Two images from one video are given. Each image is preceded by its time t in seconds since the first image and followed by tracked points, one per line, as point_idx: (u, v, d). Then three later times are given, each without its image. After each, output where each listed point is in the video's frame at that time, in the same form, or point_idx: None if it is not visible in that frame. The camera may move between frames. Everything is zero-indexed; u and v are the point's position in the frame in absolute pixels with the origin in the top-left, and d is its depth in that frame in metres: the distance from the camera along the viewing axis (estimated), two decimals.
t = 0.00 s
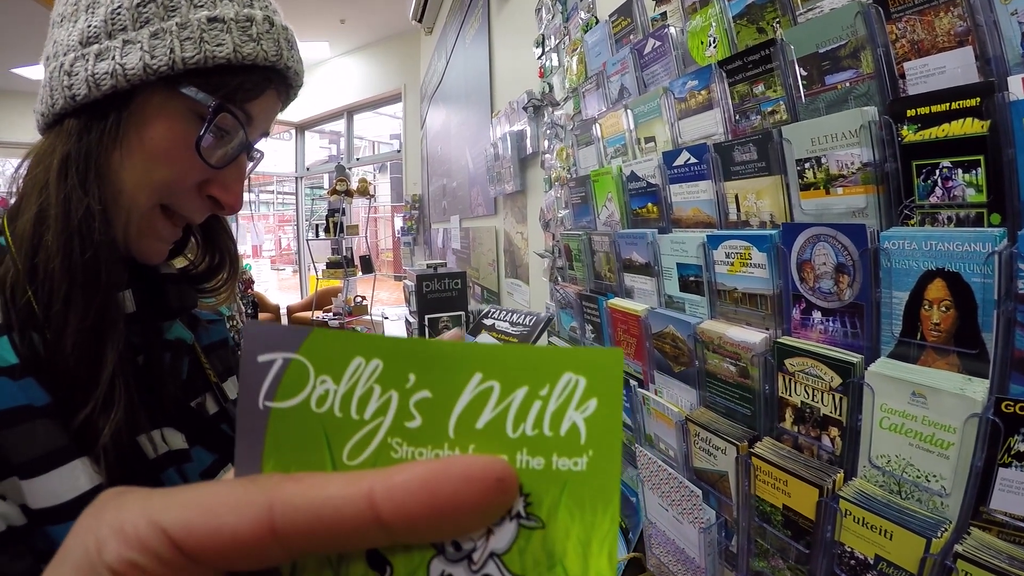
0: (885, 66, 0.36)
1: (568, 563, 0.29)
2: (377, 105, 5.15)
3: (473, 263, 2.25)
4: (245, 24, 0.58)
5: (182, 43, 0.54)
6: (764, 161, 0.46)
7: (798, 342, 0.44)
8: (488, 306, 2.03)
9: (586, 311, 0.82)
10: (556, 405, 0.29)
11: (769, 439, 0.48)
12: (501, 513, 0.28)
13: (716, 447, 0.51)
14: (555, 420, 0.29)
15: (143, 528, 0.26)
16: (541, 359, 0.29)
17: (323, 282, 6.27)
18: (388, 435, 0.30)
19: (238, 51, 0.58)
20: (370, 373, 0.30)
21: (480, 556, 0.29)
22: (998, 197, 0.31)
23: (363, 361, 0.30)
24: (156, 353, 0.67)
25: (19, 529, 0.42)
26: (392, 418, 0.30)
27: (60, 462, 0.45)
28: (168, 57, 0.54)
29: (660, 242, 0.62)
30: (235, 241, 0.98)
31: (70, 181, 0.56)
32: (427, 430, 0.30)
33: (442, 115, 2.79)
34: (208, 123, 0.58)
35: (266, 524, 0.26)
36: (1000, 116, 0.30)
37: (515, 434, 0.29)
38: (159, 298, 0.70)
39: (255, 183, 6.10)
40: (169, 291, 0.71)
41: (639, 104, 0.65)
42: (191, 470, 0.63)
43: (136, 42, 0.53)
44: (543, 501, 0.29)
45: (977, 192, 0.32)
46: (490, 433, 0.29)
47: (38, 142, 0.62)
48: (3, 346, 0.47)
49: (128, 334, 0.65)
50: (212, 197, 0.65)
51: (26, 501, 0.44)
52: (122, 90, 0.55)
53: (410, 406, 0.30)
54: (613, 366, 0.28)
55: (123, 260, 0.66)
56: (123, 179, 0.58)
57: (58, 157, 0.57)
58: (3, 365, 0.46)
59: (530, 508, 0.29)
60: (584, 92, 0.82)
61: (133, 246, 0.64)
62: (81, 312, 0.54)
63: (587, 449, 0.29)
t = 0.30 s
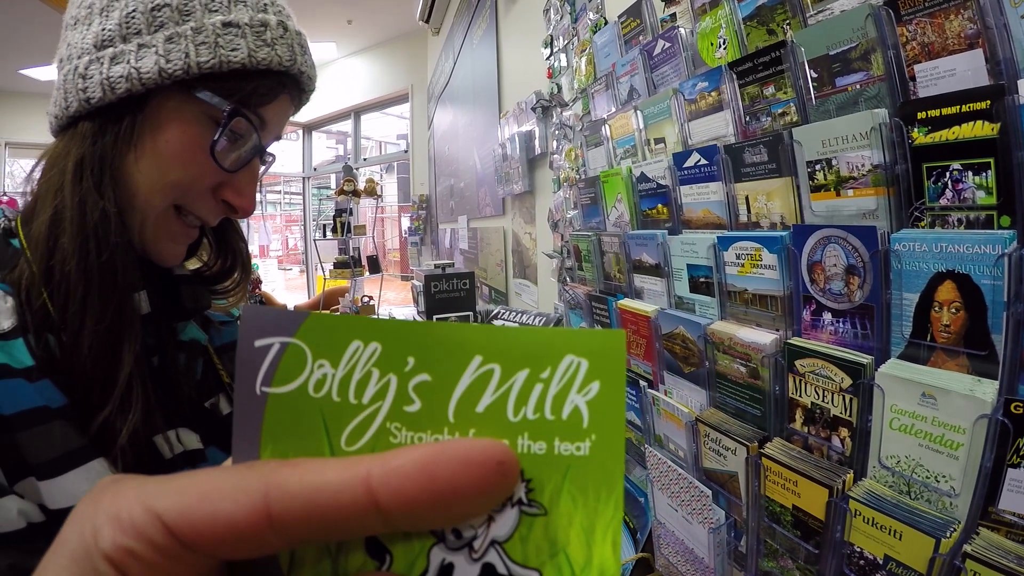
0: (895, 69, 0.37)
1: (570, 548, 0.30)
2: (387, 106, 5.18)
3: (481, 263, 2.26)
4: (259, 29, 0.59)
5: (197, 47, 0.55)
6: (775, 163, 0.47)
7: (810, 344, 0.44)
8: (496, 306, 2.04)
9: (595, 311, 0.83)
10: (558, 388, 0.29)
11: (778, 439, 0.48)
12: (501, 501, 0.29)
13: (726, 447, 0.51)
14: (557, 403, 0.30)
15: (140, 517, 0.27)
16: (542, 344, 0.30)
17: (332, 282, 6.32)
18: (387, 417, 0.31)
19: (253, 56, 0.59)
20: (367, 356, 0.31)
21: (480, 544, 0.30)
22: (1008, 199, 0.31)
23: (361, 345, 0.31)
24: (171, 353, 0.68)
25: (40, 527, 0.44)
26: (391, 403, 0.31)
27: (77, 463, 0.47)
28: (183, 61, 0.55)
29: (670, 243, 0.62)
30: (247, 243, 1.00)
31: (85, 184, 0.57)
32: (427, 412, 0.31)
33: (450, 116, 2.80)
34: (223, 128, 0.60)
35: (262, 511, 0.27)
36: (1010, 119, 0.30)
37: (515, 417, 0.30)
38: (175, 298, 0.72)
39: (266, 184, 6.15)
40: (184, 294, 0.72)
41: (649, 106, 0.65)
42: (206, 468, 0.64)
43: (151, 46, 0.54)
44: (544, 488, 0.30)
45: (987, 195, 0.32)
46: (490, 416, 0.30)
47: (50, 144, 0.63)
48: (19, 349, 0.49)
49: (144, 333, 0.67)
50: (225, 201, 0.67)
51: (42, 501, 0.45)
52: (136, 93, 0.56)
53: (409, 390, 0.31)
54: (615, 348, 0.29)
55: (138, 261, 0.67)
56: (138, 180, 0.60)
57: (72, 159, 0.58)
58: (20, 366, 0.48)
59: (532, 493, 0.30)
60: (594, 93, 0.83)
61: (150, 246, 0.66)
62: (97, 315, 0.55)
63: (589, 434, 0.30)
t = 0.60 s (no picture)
0: (901, 69, 0.37)
1: (572, 547, 0.31)
2: (393, 106, 5.21)
3: (487, 263, 2.26)
4: (272, 31, 0.60)
5: (211, 48, 0.56)
6: (781, 162, 0.47)
7: (816, 342, 0.44)
8: (502, 305, 2.04)
9: (602, 310, 0.83)
10: (559, 384, 0.30)
11: (785, 437, 0.48)
12: (502, 499, 0.30)
13: (733, 445, 0.51)
14: (557, 400, 0.30)
15: (139, 513, 0.28)
16: (545, 341, 0.30)
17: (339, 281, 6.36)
18: (388, 413, 0.32)
19: (266, 57, 0.60)
20: (368, 352, 0.32)
21: (481, 542, 0.31)
22: (1014, 198, 0.31)
23: (362, 341, 0.32)
24: (183, 351, 0.69)
25: (51, 524, 0.46)
26: (392, 399, 0.32)
27: (89, 462, 0.49)
28: (197, 62, 0.56)
29: (677, 242, 0.63)
30: (258, 243, 1.02)
31: (98, 182, 0.58)
32: (428, 408, 0.31)
33: (456, 116, 2.81)
34: (235, 129, 0.61)
35: (261, 506, 0.27)
36: (1016, 118, 0.30)
37: (517, 414, 0.31)
38: (186, 295, 0.75)
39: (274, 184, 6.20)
40: (195, 293, 0.75)
41: (655, 105, 0.66)
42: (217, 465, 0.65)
43: (165, 46, 0.55)
44: (545, 485, 0.31)
45: (993, 193, 0.32)
46: (491, 411, 0.31)
47: (64, 143, 0.65)
48: (32, 348, 0.50)
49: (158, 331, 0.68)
50: (237, 201, 0.69)
51: (56, 498, 0.47)
52: (149, 93, 0.57)
53: (410, 386, 0.32)
54: (616, 346, 0.30)
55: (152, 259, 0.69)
56: (151, 180, 0.61)
57: (86, 159, 0.59)
58: (32, 365, 0.49)
59: (533, 490, 0.31)
60: (600, 92, 0.83)
61: (164, 245, 0.67)
62: (110, 314, 0.56)
63: (591, 431, 0.30)
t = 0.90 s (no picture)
0: (903, 70, 0.37)
1: (572, 545, 0.31)
2: (398, 107, 5.23)
3: (492, 263, 2.27)
4: (278, 34, 0.61)
5: (218, 52, 0.57)
6: (784, 163, 0.47)
7: (818, 342, 0.45)
8: (507, 305, 2.05)
9: (606, 310, 0.84)
10: (559, 384, 0.31)
11: (787, 437, 0.48)
12: (502, 497, 0.30)
13: (735, 445, 0.51)
14: (557, 399, 0.31)
15: (142, 511, 0.28)
16: (544, 341, 0.31)
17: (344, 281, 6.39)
18: (389, 412, 0.32)
19: (272, 61, 0.61)
20: (370, 352, 0.32)
21: (481, 540, 0.32)
22: (1013, 199, 0.32)
23: (363, 341, 0.32)
24: (190, 350, 0.70)
25: (60, 519, 0.46)
26: (392, 398, 0.32)
27: (97, 459, 0.50)
28: (204, 66, 0.57)
29: (680, 243, 0.63)
30: (264, 243, 1.03)
31: (108, 185, 0.59)
32: (428, 406, 0.32)
33: (461, 116, 2.82)
34: (242, 131, 0.62)
35: (263, 504, 0.28)
36: (1016, 120, 0.31)
37: (517, 413, 0.31)
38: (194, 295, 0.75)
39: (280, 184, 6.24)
40: (203, 293, 0.75)
41: (659, 106, 0.66)
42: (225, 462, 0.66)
43: (173, 50, 0.56)
44: (545, 484, 0.31)
45: (993, 195, 0.32)
46: (491, 410, 0.31)
47: (72, 145, 0.66)
48: (43, 346, 0.51)
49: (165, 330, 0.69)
50: (243, 201, 0.69)
51: (65, 494, 0.48)
52: (157, 96, 0.58)
53: (411, 385, 0.32)
54: (615, 346, 0.30)
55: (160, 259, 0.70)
56: (158, 181, 0.62)
57: (95, 161, 0.60)
58: (43, 364, 0.50)
59: (533, 489, 0.31)
60: (605, 93, 0.83)
61: (172, 245, 0.68)
62: (120, 313, 0.57)
63: (590, 430, 0.31)
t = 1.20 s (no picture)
0: (904, 73, 0.37)
1: (573, 544, 0.32)
2: (403, 107, 5.24)
3: (497, 263, 2.28)
4: (285, 40, 0.62)
5: (226, 57, 0.58)
6: (786, 165, 0.47)
7: (820, 342, 0.45)
8: (512, 305, 2.05)
9: (610, 310, 0.84)
10: (561, 383, 0.31)
11: (789, 436, 0.49)
12: (504, 495, 0.31)
13: (738, 444, 0.52)
14: (559, 399, 0.31)
15: (150, 507, 0.29)
16: (545, 341, 0.31)
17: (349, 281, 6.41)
18: (392, 411, 0.33)
19: (279, 66, 0.62)
20: (373, 350, 0.33)
21: (483, 538, 0.32)
22: (1013, 201, 0.32)
23: (366, 340, 0.33)
24: (198, 349, 0.71)
25: (70, 516, 0.47)
26: (395, 397, 0.33)
27: (105, 458, 0.51)
28: (213, 71, 0.58)
29: (684, 243, 0.63)
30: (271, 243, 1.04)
31: (118, 187, 0.60)
32: (430, 405, 0.33)
33: (466, 117, 2.83)
34: (250, 135, 0.63)
35: (268, 501, 0.28)
36: (1016, 122, 0.31)
37: (519, 412, 0.32)
38: (202, 297, 0.75)
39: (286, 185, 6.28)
40: (212, 294, 0.76)
41: (663, 108, 0.66)
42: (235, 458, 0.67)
43: (181, 55, 0.57)
44: (546, 482, 0.32)
45: (993, 197, 0.33)
46: (493, 409, 0.32)
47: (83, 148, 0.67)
48: (54, 346, 0.52)
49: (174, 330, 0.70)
50: (250, 202, 0.70)
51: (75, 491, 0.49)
52: (167, 101, 0.59)
53: (413, 384, 0.33)
54: (617, 347, 0.31)
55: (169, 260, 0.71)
56: (167, 184, 0.63)
57: (106, 164, 0.61)
58: (54, 363, 0.51)
59: (535, 487, 0.32)
60: (609, 95, 0.84)
61: (181, 246, 0.70)
62: (130, 314, 0.58)
63: (592, 430, 0.31)
